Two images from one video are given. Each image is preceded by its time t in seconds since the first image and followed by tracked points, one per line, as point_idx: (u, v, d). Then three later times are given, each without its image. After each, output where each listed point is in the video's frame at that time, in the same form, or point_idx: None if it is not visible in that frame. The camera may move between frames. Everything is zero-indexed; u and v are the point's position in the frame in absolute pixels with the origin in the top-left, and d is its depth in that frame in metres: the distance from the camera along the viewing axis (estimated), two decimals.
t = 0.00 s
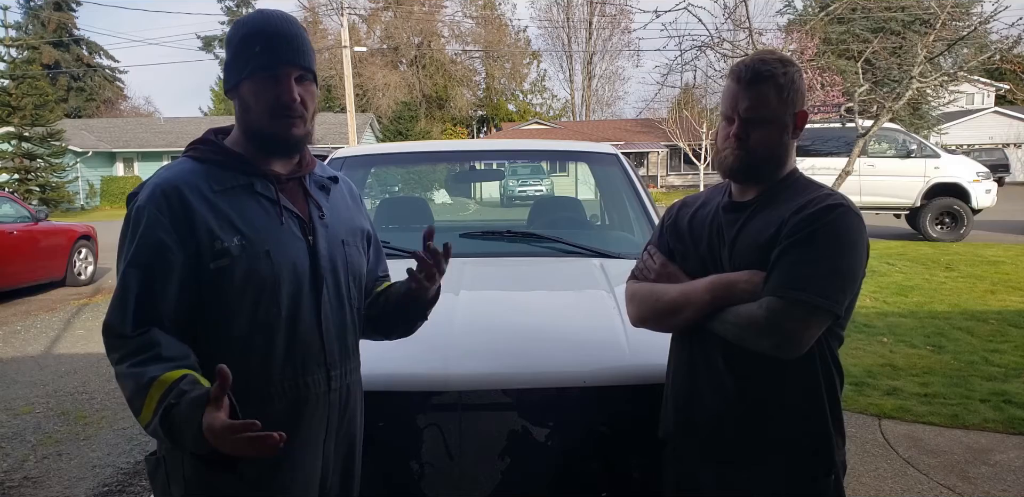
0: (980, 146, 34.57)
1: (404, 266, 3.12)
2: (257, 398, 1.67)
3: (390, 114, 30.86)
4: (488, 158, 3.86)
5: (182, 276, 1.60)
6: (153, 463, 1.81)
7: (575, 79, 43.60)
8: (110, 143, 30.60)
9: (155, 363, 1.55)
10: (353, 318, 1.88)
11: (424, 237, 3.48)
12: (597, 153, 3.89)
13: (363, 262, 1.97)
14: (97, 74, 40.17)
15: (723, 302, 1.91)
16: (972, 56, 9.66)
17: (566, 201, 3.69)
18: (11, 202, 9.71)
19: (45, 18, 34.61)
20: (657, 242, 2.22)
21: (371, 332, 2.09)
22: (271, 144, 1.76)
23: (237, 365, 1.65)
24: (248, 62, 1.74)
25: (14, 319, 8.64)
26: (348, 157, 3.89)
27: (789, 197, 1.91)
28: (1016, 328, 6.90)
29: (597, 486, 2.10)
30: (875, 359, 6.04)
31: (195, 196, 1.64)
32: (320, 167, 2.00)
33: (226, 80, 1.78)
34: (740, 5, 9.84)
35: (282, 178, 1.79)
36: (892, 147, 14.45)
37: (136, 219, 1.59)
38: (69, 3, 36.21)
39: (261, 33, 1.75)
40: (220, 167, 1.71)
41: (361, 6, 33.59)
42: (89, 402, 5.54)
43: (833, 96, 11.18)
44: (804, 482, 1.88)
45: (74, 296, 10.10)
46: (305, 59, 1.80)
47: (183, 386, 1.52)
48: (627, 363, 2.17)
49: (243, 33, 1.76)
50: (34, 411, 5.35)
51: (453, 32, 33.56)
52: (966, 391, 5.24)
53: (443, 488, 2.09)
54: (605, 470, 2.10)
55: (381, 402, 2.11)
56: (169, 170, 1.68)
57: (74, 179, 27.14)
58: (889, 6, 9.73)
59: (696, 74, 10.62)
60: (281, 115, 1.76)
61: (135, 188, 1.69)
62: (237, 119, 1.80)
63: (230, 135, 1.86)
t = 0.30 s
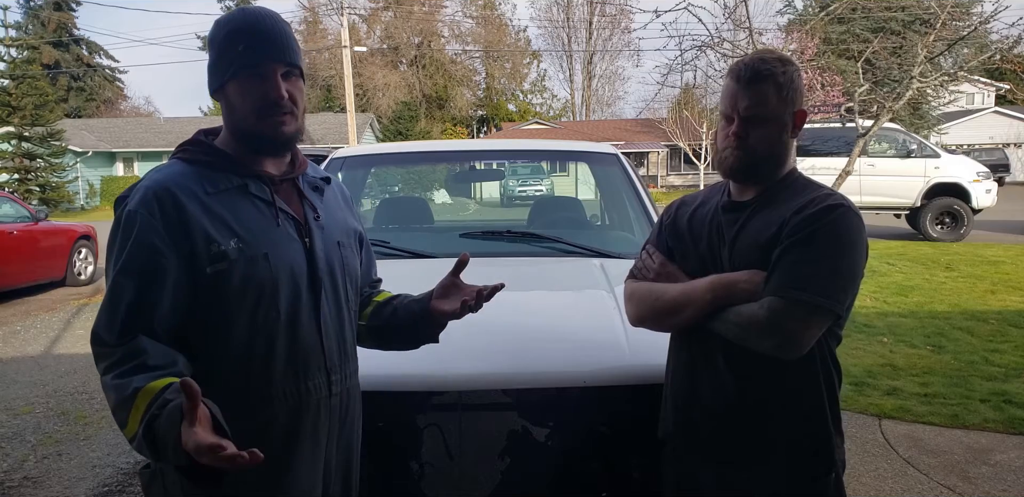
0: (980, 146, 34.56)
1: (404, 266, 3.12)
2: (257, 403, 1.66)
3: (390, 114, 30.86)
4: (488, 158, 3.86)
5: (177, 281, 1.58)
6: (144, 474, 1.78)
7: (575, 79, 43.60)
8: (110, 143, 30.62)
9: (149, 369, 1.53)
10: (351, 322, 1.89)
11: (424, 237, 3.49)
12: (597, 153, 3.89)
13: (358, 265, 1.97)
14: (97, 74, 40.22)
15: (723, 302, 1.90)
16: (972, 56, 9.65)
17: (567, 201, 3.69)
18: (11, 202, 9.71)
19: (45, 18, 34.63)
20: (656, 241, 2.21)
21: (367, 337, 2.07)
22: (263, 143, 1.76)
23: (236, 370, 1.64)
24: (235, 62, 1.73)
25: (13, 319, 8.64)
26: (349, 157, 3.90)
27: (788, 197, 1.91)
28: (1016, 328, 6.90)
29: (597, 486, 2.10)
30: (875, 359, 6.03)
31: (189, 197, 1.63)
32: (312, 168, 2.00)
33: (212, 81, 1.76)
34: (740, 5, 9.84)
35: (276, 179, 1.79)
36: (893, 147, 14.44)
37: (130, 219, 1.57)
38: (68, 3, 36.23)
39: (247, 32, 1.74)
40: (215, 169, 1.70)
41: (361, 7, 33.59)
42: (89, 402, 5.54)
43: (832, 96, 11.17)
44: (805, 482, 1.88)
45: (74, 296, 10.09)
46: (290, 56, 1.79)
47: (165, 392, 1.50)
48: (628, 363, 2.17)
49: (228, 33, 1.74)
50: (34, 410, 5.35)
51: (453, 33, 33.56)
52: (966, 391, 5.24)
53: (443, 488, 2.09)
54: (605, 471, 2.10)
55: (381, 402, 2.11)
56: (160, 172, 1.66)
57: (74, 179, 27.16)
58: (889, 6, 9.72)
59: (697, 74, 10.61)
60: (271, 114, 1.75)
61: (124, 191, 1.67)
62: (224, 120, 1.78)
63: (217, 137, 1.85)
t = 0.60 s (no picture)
0: (980, 146, 34.57)
1: (403, 266, 3.11)
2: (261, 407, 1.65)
3: (390, 114, 30.84)
4: (488, 158, 3.86)
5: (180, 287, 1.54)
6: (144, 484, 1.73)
7: (575, 79, 43.60)
8: (110, 143, 30.63)
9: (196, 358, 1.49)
10: (348, 323, 1.91)
11: (424, 236, 3.49)
12: (597, 153, 3.89)
13: (352, 265, 1.98)
14: (97, 74, 40.25)
15: (722, 304, 1.90)
16: (972, 56, 9.64)
17: (566, 201, 3.69)
18: (11, 202, 9.71)
19: (45, 18, 34.63)
20: (654, 243, 2.21)
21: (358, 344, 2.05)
22: (253, 144, 1.73)
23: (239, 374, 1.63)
24: (226, 63, 1.70)
25: (13, 319, 8.65)
26: (349, 157, 3.90)
27: (787, 198, 1.91)
28: (1016, 328, 6.90)
29: (597, 487, 2.10)
30: (875, 359, 6.03)
31: (188, 200, 1.60)
32: (301, 166, 2.00)
33: (201, 82, 1.73)
34: (740, 5, 9.84)
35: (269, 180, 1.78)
36: (892, 147, 14.44)
37: (132, 221, 1.51)
38: (68, 3, 36.22)
39: (235, 33, 1.70)
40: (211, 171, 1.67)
41: (361, 7, 33.61)
42: (89, 402, 5.54)
43: (832, 96, 11.17)
44: (805, 483, 1.88)
45: (74, 296, 10.10)
46: (286, 56, 1.76)
47: (255, 378, 1.49)
48: (628, 363, 2.17)
49: (213, 34, 1.71)
50: (34, 411, 5.35)
51: (453, 33, 33.58)
52: (966, 391, 5.24)
53: (444, 488, 2.09)
54: (606, 471, 2.10)
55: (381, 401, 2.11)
56: (156, 174, 1.62)
57: (74, 179, 27.15)
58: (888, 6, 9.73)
59: (696, 74, 10.62)
60: (264, 116, 1.73)
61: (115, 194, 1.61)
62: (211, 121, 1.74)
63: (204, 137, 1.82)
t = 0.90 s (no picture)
0: (980, 146, 34.56)
1: (404, 266, 3.11)
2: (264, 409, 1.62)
3: (390, 114, 30.81)
4: (488, 158, 3.86)
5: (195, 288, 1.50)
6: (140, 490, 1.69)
7: (575, 79, 43.60)
8: (109, 143, 30.60)
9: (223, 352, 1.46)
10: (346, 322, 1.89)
11: (424, 236, 3.48)
12: (597, 153, 3.89)
13: (345, 261, 1.97)
14: (97, 74, 40.26)
15: (724, 304, 1.91)
16: (972, 56, 9.65)
17: (567, 201, 3.69)
18: (11, 202, 9.70)
19: (45, 18, 34.64)
20: (653, 244, 2.20)
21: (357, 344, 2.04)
22: (249, 142, 1.70)
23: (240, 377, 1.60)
24: (218, 57, 1.64)
25: (13, 319, 8.64)
26: (349, 157, 3.90)
27: (790, 197, 1.91)
28: (1016, 328, 6.90)
29: (598, 486, 2.10)
30: (875, 358, 6.03)
31: (198, 198, 1.56)
32: (293, 165, 1.98)
33: (189, 76, 1.67)
34: (740, 5, 9.84)
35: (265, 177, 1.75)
36: (892, 147, 14.45)
37: (147, 217, 1.46)
38: (69, 3, 36.25)
39: (226, 25, 1.65)
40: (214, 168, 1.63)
41: (361, 7, 33.63)
42: (89, 401, 5.54)
43: (832, 96, 11.17)
44: (805, 482, 1.88)
45: (74, 296, 10.09)
46: (279, 52, 1.72)
47: (299, 351, 1.56)
48: (629, 362, 2.17)
49: (202, 26, 1.65)
50: (34, 411, 5.35)
51: (453, 33, 33.59)
52: (966, 391, 5.24)
53: (443, 488, 2.09)
54: (606, 471, 2.10)
55: (382, 402, 2.10)
56: (161, 168, 1.57)
57: (75, 179, 27.15)
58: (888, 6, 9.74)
59: (697, 74, 10.62)
60: (260, 111, 1.69)
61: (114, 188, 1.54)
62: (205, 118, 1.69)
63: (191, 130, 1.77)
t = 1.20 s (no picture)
0: (979, 146, 34.55)
1: (404, 266, 3.11)
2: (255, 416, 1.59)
3: (390, 114, 30.78)
4: (488, 158, 3.86)
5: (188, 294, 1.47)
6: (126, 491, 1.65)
7: (575, 79, 43.60)
8: (110, 143, 30.61)
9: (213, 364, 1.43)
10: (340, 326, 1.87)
11: (424, 237, 3.48)
12: (597, 153, 3.89)
13: (340, 264, 1.95)
14: (97, 74, 40.31)
15: (727, 300, 1.91)
16: (972, 56, 9.65)
17: (567, 201, 3.69)
18: (11, 202, 9.70)
19: (46, 18, 34.63)
20: (656, 242, 2.20)
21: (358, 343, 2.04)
22: (250, 143, 1.67)
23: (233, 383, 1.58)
24: (225, 57, 1.62)
25: (13, 319, 8.65)
26: (349, 157, 3.90)
27: (793, 195, 1.91)
28: (1016, 328, 6.90)
29: (598, 486, 2.10)
30: (875, 358, 6.04)
31: (195, 202, 1.53)
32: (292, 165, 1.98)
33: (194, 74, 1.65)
34: (741, 5, 9.84)
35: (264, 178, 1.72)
36: (892, 147, 14.45)
37: (141, 221, 1.43)
38: (69, 3, 36.27)
39: (235, 26, 1.63)
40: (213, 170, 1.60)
41: (361, 6, 33.66)
42: (89, 402, 5.54)
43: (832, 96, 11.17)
44: (806, 481, 1.89)
45: (74, 296, 10.10)
46: (287, 53, 1.70)
47: (288, 361, 1.54)
48: (628, 362, 2.17)
49: (211, 23, 1.63)
50: (33, 411, 5.35)
51: (453, 33, 33.62)
52: (966, 391, 5.24)
53: (443, 488, 2.09)
54: (606, 471, 2.10)
55: (382, 403, 2.10)
56: (157, 169, 1.53)
57: (74, 179, 27.15)
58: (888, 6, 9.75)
59: (697, 74, 10.62)
60: (264, 114, 1.66)
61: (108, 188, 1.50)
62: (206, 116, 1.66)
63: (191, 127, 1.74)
